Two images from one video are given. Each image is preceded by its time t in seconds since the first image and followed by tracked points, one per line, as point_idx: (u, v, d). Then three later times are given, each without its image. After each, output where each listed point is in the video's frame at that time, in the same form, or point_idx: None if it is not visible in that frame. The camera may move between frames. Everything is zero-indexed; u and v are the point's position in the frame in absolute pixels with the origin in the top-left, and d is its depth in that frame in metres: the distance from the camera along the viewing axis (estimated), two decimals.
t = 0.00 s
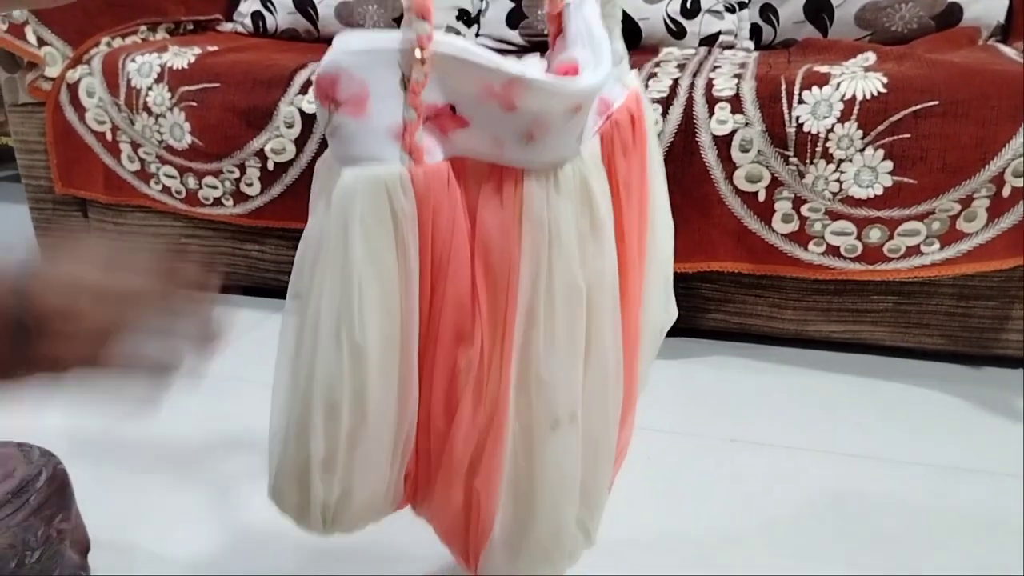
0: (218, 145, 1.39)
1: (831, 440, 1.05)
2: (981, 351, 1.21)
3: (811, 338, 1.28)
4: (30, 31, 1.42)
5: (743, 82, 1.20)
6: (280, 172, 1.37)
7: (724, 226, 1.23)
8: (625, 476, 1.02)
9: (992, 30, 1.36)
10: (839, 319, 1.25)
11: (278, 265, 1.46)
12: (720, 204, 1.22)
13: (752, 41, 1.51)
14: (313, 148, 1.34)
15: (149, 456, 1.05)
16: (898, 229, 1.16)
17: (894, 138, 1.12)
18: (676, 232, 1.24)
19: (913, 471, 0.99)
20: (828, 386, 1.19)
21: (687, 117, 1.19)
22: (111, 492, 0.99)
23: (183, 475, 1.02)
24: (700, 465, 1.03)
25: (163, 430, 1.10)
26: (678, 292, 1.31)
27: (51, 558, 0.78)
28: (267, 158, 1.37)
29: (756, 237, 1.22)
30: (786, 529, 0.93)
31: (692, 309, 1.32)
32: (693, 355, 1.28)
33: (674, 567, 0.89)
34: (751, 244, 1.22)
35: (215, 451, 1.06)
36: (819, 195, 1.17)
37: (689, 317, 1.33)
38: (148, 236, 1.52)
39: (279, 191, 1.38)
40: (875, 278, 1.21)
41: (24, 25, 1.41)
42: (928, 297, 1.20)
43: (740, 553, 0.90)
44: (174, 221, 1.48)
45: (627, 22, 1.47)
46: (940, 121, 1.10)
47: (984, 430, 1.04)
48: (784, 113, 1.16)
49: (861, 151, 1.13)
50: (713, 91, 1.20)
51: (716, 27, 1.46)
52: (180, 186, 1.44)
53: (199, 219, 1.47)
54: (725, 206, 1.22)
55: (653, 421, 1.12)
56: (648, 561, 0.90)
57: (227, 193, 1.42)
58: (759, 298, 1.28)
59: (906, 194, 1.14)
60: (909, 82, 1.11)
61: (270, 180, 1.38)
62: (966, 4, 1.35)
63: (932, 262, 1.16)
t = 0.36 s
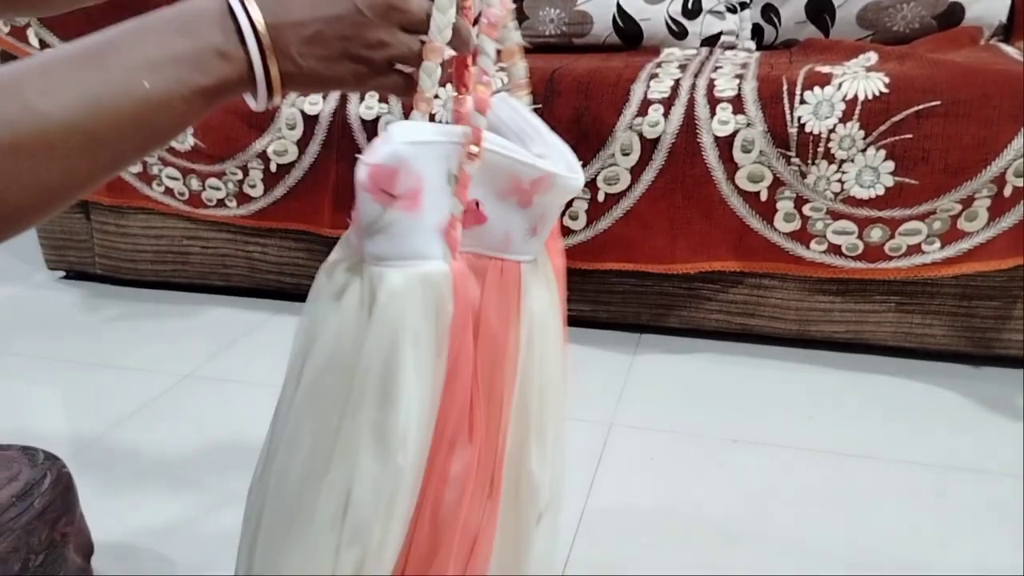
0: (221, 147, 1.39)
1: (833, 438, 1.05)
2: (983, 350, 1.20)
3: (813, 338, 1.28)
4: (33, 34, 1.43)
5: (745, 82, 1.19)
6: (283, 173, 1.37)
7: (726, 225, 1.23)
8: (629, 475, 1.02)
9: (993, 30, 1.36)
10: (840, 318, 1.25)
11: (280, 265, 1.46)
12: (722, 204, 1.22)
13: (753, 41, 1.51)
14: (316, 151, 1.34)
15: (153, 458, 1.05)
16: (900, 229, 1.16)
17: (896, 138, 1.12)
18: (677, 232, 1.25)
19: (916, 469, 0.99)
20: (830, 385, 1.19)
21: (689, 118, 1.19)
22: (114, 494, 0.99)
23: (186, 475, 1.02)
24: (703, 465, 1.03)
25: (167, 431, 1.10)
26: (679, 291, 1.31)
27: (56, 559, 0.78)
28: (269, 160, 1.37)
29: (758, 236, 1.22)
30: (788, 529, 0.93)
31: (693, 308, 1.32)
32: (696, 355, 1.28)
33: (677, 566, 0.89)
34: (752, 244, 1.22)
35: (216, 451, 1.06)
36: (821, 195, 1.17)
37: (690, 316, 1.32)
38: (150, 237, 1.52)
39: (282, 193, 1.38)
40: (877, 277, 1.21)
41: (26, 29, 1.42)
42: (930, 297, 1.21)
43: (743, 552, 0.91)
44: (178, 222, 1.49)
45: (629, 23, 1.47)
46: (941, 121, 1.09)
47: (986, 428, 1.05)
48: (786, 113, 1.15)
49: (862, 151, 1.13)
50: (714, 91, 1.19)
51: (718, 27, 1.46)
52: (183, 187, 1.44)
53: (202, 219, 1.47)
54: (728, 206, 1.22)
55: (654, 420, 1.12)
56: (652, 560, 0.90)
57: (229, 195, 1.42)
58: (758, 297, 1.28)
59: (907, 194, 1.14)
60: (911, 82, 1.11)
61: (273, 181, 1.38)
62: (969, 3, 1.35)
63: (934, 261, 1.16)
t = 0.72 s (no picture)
0: (221, 149, 1.40)
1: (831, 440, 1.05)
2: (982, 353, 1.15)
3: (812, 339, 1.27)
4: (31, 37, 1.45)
5: (743, 83, 1.19)
6: (282, 174, 1.37)
7: (725, 227, 1.23)
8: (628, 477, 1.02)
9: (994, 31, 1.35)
10: (840, 319, 1.25)
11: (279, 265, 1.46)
12: (721, 205, 1.22)
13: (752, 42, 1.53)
14: (313, 152, 1.34)
15: (151, 458, 1.05)
16: (898, 230, 1.17)
17: (895, 139, 1.11)
18: (676, 234, 1.25)
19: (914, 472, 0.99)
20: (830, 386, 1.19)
21: (687, 119, 1.19)
22: (113, 494, 0.99)
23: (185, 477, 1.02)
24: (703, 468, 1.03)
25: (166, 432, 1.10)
26: (677, 293, 1.32)
27: (53, 561, 0.77)
28: (267, 161, 1.37)
29: (756, 237, 1.23)
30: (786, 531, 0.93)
31: (691, 310, 1.33)
32: (695, 356, 1.28)
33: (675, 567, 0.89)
34: (750, 245, 1.23)
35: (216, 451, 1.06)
36: (820, 196, 1.18)
37: (689, 318, 1.33)
38: (150, 239, 1.52)
39: (279, 194, 1.39)
40: (876, 278, 1.22)
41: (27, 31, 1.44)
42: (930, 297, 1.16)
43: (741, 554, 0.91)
44: (177, 224, 1.50)
45: (628, 25, 1.47)
46: (940, 121, 1.07)
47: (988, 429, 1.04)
48: (784, 114, 1.15)
49: (861, 152, 1.13)
50: (713, 92, 1.19)
51: (716, 28, 1.46)
52: (182, 189, 1.45)
53: (200, 220, 1.47)
54: (727, 208, 1.22)
55: (652, 420, 1.12)
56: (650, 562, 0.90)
57: (228, 196, 1.42)
58: (757, 298, 1.29)
59: (906, 195, 1.14)
60: (909, 81, 1.10)
61: (270, 182, 1.38)
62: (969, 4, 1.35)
63: (932, 262, 1.15)
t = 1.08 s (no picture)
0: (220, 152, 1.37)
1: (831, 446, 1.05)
2: (980, 354, 1.20)
3: (806, 342, 1.29)
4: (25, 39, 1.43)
5: (740, 86, 1.19)
6: (279, 178, 1.37)
7: (722, 231, 1.23)
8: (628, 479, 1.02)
9: (987, 35, 1.37)
10: (837, 322, 1.25)
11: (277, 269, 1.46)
12: (718, 209, 1.21)
13: (749, 47, 1.48)
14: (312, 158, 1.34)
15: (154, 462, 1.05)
16: (894, 233, 1.16)
17: (892, 143, 1.11)
18: (674, 238, 1.24)
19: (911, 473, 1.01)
20: (828, 389, 1.20)
21: (684, 122, 1.18)
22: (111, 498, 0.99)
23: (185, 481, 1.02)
24: (702, 472, 1.03)
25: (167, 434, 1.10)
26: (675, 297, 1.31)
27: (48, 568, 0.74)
28: (264, 166, 1.36)
29: (751, 241, 1.22)
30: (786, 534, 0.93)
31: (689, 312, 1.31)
32: (693, 359, 1.28)
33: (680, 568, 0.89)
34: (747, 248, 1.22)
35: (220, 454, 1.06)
36: (816, 199, 1.17)
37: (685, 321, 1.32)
38: (146, 242, 1.51)
39: (278, 198, 1.38)
40: (870, 281, 1.21)
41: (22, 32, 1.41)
42: (925, 302, 1.21)
43: (742, 555, 0.91)
44: (173, 227, 1.49)
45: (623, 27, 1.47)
46: (936, 125, 1.10)
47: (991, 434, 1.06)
48: (781, 117, 1.15)
49: (858, 156, 1.13)
50: (709, 96, 1.19)
51: (712, 31, 1.46)
52: (177, 194, 1.44)
53: (196, 224, 1.47)
54: (724, 211, 1.21)
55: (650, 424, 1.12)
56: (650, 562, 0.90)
57: (224, 201, 1.41)
58: (754, 302, 1.28)
59: (902, 199, 1.14)
60: (906, 85, 1.11)
61: (268, 186, 1.38)
62: (962, 9, 1.36)
63: (926, 265, 1.17)
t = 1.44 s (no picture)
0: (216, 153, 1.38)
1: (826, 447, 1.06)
2: (976, 354, 1.21)
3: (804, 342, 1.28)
4: (22, 38, 1.41)
5: (737, 87, 1.19)
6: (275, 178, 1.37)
7: (719, 230, 1.22)
8: (624, 477, 1.02)
9: (985, 35, 1.37)
10: (834, 323, 1.25)
11: (272, 271, 1.45)
12: (716, 210, 1.21)
13: (746, 46, 1.51)
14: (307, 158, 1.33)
15: (148, 461, 1.05)
16: (891, 233, 1.16)
17: (888, 143, 1.12)
18: (671, 238, 1.24)
19: (907, 473, 1.01)
20: (825, 389, 1.20)
21: (681, 122, 1.18)
22: (107, 499, 0.99)
23: (180, 482, 1.02)
24: (698, 472, 1.03)
25: (162, 434, 1.10)
26: (671, 295, 1.31)
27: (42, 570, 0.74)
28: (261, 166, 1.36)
29: (750, 240, 1.22)
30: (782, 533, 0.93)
31: (686, 312, 1.31)
32: (690, 359, 1.28)
33: (677, 566, 0.90)
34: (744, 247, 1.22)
35: (216, 454, 1.06)
36: (813, 199, 1.17)
37: (682, 321, 1.32)
38: (141, 243, 1.50)
39: (273, 199, 1.38)
40: (868, 281, 1.21)
41: (16, 32, 1.38)
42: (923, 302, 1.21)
43: (737, 553, 0.91)
44: (168, 228, 1.48)
45: (620, 28, 1.47)
46: (933, 125, 1.10)
47: (985, 434, 1.06)
48: (778, 117, 1.15)
49: (855, 156, 1.13)
50: (707, 96, 1.19)
51: (710, 32, 1.46)
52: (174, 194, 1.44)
53: (193, 224, 1.46)
54: (721, 212, 1.21)
55: (646, 425, 1.12)
56: (644, 560, 0.90)
57: (221, 200, 1.41)
58: (752, 301, 1.27)
59: (899, 199, 1.14)
60: (903, 85, 1.11)
61: (264, 186, 1.38)
62: (959, 10, 1.36)
63: (924, 265, 1.17)
